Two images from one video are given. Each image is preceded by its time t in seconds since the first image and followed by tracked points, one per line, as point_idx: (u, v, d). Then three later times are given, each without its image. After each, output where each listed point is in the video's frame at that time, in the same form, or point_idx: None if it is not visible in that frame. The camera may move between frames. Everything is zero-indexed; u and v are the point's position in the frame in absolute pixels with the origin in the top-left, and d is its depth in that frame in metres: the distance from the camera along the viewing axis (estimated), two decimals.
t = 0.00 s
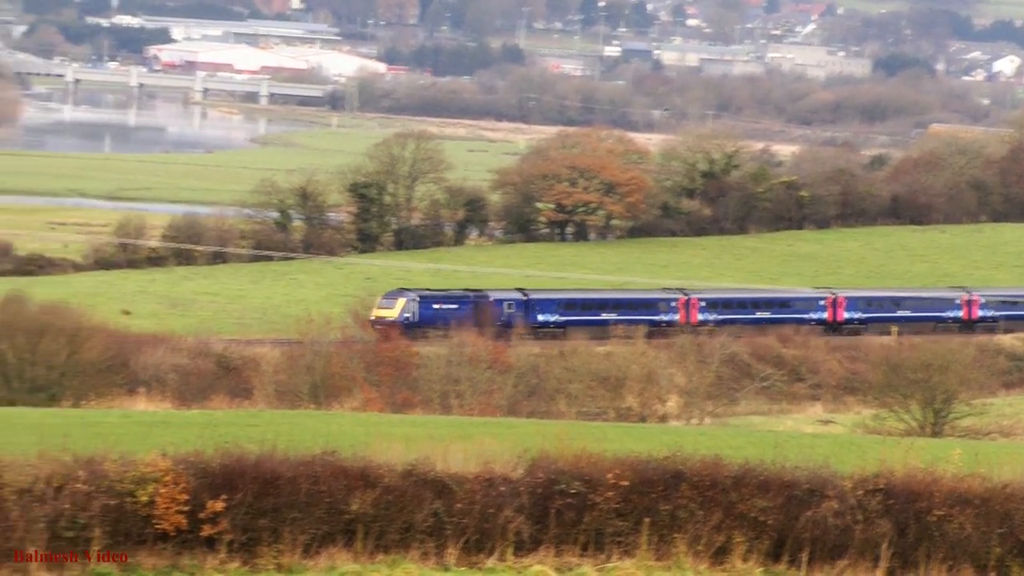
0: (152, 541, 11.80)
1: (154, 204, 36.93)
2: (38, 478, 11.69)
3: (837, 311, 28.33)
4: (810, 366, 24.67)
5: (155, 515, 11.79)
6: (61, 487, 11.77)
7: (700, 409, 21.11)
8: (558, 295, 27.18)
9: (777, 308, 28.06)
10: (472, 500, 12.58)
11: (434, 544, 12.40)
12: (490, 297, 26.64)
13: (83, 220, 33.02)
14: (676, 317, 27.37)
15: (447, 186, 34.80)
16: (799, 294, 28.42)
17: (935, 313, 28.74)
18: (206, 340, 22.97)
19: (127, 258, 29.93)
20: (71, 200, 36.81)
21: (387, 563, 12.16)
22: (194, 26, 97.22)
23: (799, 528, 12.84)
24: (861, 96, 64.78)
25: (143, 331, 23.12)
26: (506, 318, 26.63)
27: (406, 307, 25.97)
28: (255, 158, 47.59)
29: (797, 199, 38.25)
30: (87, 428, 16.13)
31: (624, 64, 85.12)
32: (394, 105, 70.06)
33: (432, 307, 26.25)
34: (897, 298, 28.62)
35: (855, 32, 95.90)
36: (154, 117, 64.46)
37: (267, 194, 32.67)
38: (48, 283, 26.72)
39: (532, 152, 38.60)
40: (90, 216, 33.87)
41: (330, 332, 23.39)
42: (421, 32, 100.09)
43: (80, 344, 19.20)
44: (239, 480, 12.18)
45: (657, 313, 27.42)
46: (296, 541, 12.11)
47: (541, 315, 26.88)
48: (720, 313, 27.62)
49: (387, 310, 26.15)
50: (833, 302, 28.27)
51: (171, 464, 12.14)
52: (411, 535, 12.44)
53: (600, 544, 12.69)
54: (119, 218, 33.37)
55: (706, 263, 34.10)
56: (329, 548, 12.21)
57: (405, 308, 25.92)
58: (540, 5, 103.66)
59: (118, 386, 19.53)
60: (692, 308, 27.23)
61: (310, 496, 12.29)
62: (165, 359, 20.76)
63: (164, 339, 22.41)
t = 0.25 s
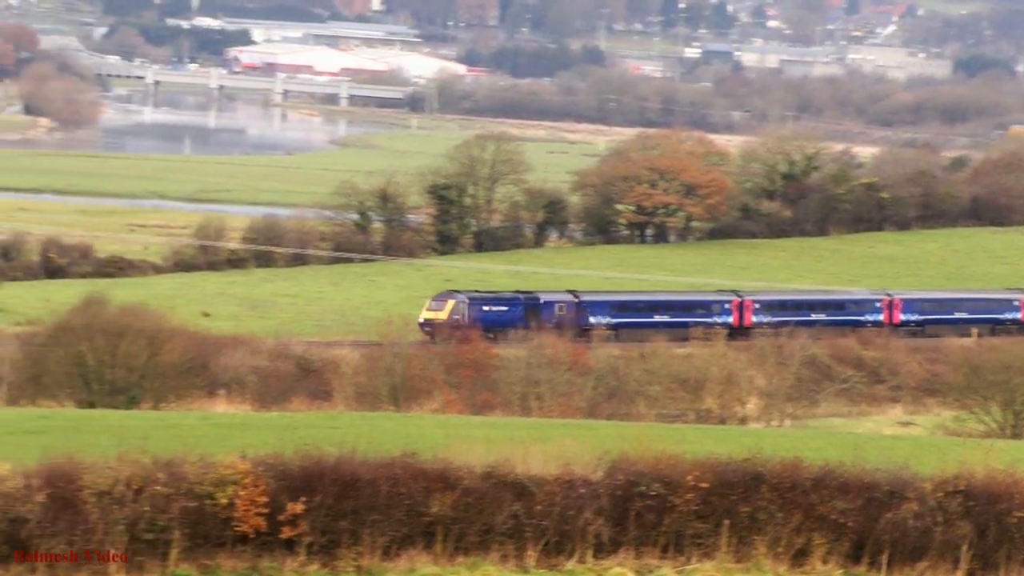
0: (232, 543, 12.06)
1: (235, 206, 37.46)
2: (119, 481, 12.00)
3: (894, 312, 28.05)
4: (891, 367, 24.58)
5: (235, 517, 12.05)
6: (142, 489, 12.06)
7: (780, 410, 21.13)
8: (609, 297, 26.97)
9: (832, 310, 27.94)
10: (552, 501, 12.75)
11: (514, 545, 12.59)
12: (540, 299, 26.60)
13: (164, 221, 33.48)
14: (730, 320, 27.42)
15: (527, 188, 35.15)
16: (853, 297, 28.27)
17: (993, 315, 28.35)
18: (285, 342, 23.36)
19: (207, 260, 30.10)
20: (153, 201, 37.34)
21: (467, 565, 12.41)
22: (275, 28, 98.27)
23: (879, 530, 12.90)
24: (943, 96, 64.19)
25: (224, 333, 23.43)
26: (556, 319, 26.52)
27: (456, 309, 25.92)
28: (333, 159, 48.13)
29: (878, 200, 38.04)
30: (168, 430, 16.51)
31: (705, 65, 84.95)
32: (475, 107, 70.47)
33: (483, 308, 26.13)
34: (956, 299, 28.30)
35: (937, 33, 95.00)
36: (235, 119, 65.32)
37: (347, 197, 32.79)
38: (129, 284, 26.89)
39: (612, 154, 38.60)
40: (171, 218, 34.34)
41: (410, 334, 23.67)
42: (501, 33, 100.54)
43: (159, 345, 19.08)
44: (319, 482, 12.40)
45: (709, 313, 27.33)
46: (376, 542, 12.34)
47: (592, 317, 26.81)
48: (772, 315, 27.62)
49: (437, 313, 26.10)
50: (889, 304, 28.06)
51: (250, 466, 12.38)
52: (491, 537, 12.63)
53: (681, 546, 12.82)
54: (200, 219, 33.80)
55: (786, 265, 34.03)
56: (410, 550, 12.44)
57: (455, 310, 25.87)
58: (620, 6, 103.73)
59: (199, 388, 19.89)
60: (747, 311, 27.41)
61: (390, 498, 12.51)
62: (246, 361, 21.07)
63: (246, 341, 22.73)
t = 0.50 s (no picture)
0: (269, 548, 12.30)
1: (273, 210, 37.71)
2: (156, 485, 12.20)
3: (907, 315, 28.04)
4: (929, 370, 24.52)
5: (272, 522, 12.25)
6: (178, 494, 12.26)
7: (817, 414, 21.15)
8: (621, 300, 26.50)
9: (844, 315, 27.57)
10: (589, 505, 12.82)
11: (550, 549, 12.68)
12: (549, 303, 26.10)
13: (202, 226, 33.71)
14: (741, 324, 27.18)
15: (564, 192, 35.14)
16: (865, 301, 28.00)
17: (1008, 318, 28.37)
18: (322, 347, 23.53)
19: (245, 264, 29.79)
20: (191, 206, 37.62)
21: (504, 569, 12.51)
22: (314, 33, 98.77)
23: (916, 533, 12.95)
24: (982, 98, 63.64)
25: (260, 337, 23.59)
26: (565, 324, 26.07)
27: (462, 314, 25.36)
28: (371, 164, 48.36)
29: (916, 203, 37.94)
30: (205, 435, 16.74)
31: (744, 69, 84.71)
32: (512, 111, 70.60)
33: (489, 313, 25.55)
34: (970, 303, 28.32)
35: (977, 36, 94.27)
36: (273, 124, 65.73)
37: (385, 201, 32.81)
38: (166, 287, 26.68)
39: (650, 158, 38.68)
40: (209, 223, 34.60)
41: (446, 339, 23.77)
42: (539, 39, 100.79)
43: (195, 351, 18.75)
44: (356, 486, 12.54)
45: (718, 316, 27.25)
46: (412, 547, 12.49)
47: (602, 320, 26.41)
48: (784, 319, 27.43)
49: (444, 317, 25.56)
50: (902, 307, 28.01)
51: (286, 470, 12.56)
52: (526, 541, 12.70)
53: (717, 549, 12.92)
54: (237, 224, 34.01)
55: (823, 269, 33.93)
56: (446, 555, 12.56)
57: (462, 314, 25.33)
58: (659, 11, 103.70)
59: (236, 392, 19.96)
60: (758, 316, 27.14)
61: (427, 502, 12.62)
62: (283, 366, 21.37)
63: (284, 346, 22.93)
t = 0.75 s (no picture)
0: (285, 551, 12.30)
1: (290, 214, 37.74)
2: (173, 488, 12.19)
3: (899, 320, 27.79)
4: (945, 375, 24.40)
5: (288, 525, 12.24)
6: (195, 497, 12.25)
7: (834, 418, 21.23)
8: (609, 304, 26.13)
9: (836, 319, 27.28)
10: (605, 510, 12.79)
11: (567, 553, 12.66)
12: (536, 307, 25.66)
13: (219, 229, 33.76)
14: (730, 328, 26.93)
15: (581, 195, 35.00)
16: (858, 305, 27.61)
17: (1003, 323, 28.24)
18: (339, 350, 23.54)
19: (261, 268, 29.80)
20: (207, 209, 37.71)
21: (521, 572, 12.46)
22: (331, 36, 98.97)
23: (933, 538, 12.88)
24: (998, 104, 63.52)
25: (277, 341, 23.58)
26: (552, 328, 25.70)
27: (448, 318, 24.94)
28: (387, 167, 48.41)
29: (932, 208, 38.00)
30: (222, 439, 16.75)
31: (761, 73, 84.68)
32: (529, 115, 70.77)
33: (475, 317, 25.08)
34: (964, 308, 28.13)
35: (993, 42, 94.14)
36: (289, 127, 65.88)
37: (402, 204, 32.73)
38: (183, 292, 26.67)
39: (667, 161, 38.57)
40: (226, 226, 34.65)
41: (463, 342, 23.82)
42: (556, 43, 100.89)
43: (212, 353, 18.71)
44: (372, 490, 12.53)
45: (707, 319, 26.85)
46: (429, 550, 12.47)
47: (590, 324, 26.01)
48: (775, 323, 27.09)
49: (428, 320, 25.14)
50: (895, 312, 27.69)
51: (302, 473, 12.52)
52: (543, 545, 12.69)
53: (733, 553, 12.88)
54: (254, 227, 34.03)
55: (840, 273, 33.78)
56: (462, 558, 12.55)
57: (446, 318, 24.92)
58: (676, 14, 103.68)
59: (253, 395, 19.97)
60: (748, 320, 26.82)
61: (444, 506, 12.59)
62: (299, 368, 21.31)
63: (301, 349, 22.97)
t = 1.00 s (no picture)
0: (312, 554, 12.29)
1: (317, 217, 37.81)
2: (201, 491, 12.18)
3: (899, 326, 27.36)
4: (973, 380, 24.20)
5: (316, 529, 12.24)
6: (221, 500, 12.24)
7: (861, 423, 20.92)
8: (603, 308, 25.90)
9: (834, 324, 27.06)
10: (632, 514, 12.73)
11: (594, 557, 12.58)
12: (528, 311, 25.36)
13: (246, 232, 33.80)
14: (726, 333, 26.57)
15: (610, 200, 35.02)
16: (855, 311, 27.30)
17: (1002, 329, 27.93)
18: (366, 353, 23.52)
19: (289, 272, 29.80)
20: (235, 212, 37.78)
21: None
22: (358, 39, 99.16)
23: (960, 543, 12.77)
24: None
25: (304, 344, 23.57)
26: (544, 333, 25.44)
27: (439, 321, 24.71)
28: (414, 171, 48.41)
29: (961, 213, 37.70)
30: (248, 442, 16.73)
31: (789, 78, 84.51)
32: (558, 119, 70.86)
33: (466, 321, 24.84)
34: (963, 314, 27.80)
35: None
36: (317, 130, 66.06)
37: (429, 208, 32.79)
38: (210, 294, 26.68)
39: (695, 166, 38.43)
40: (254, 228, 34.71)
41: (491, 346, 23.86)
42: (585, 47, 100.93)
43: (239, 357, 18.72)
44: (399, 493, 12.50)
45: (703, 324, 26.41)
46: (456, 554, 12.40)
47: (582, 329, 25.74)
48: (772, 328, 26.75)
49: (419, 324, 24.90)
50: (894, 317, 27.34)
51: (330, 477, 12.52)
52: (570, 549, 12.64)
53: (761, 558, 12.80)
54: (282, 231, 34.04)
55: (868, 278, 33.59)
56: (489, 561, 12.47)
57: (437, 321, 24.70)
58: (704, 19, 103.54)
59: (281, 399, 19.98)
60: (744, 325, 26.50)
61: (470, 510, 12.56)
62: (327, 371, 21.30)
63: (329, 352, 22.97)
